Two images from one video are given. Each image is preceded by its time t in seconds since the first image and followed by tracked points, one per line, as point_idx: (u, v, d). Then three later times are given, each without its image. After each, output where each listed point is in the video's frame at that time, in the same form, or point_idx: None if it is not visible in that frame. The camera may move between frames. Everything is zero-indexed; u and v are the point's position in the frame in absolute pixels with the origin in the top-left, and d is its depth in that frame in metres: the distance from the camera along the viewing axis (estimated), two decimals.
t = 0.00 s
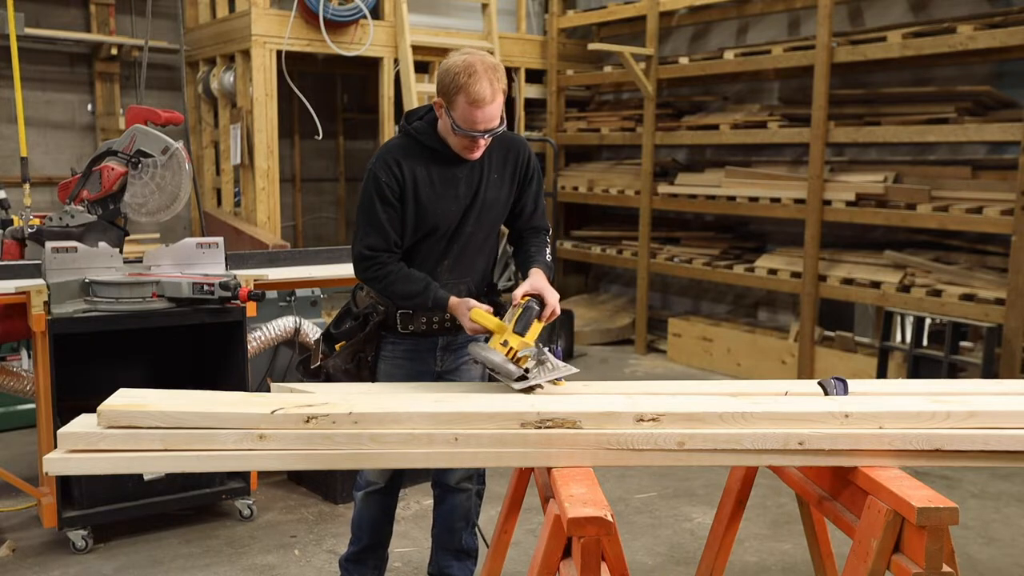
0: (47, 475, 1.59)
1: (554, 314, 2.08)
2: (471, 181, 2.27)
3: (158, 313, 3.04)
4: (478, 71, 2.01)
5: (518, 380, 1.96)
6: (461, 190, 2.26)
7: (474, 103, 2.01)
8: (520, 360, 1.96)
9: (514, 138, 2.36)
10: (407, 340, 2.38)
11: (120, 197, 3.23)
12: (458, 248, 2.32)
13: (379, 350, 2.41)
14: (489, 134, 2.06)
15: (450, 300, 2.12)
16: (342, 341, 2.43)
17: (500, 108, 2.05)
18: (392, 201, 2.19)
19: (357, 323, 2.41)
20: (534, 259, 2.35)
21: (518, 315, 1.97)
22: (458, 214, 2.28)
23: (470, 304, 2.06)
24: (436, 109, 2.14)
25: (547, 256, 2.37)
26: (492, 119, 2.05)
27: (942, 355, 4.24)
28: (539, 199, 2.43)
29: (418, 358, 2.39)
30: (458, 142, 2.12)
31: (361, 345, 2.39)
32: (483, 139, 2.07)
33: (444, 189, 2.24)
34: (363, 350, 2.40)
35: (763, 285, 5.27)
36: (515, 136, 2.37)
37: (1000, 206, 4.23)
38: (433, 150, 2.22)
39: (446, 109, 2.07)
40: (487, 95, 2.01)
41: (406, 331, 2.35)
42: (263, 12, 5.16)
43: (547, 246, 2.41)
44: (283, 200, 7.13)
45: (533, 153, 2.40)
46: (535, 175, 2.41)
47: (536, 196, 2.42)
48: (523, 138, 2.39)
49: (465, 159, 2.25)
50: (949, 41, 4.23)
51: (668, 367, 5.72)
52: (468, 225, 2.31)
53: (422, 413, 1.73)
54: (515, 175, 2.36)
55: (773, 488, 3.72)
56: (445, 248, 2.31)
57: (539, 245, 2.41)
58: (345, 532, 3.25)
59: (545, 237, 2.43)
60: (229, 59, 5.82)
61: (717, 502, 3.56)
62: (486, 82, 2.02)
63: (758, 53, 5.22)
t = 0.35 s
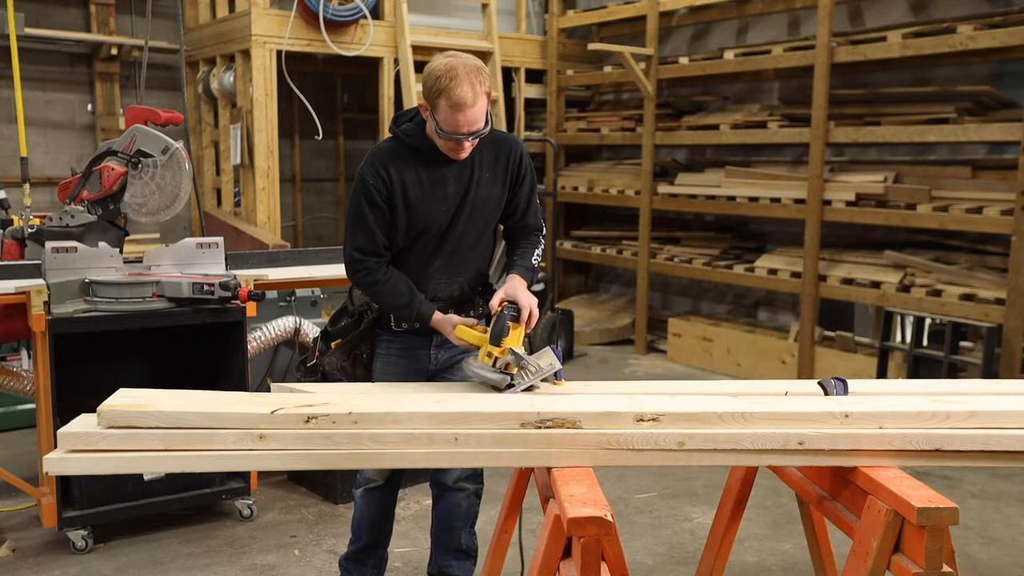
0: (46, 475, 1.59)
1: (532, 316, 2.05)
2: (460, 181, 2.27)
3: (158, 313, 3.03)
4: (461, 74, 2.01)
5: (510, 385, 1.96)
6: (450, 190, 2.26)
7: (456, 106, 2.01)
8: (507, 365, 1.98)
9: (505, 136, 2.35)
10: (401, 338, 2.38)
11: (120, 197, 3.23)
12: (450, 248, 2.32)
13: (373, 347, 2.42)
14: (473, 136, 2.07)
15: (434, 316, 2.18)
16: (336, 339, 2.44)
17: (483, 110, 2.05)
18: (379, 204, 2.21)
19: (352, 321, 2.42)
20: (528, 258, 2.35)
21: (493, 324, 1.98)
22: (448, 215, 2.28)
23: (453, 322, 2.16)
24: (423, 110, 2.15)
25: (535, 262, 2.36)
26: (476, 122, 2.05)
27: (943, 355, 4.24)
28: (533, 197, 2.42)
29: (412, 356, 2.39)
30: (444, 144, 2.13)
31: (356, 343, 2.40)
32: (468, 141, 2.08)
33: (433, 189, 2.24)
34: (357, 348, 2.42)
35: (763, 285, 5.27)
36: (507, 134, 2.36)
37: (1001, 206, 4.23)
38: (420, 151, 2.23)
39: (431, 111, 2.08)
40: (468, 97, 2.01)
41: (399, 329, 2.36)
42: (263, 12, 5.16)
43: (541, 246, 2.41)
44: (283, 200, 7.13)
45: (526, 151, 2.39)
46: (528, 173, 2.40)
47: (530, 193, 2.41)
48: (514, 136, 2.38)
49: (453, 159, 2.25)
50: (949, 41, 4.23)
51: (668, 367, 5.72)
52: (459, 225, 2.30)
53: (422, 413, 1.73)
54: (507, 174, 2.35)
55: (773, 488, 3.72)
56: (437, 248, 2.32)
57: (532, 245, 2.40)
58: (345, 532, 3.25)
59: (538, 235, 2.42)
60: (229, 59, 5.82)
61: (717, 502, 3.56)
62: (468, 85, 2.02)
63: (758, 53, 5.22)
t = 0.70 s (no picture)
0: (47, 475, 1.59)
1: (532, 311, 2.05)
2: (459, 179, 2.27)
3: (158, 313, 3.03)
4: (453, 71, 2.01)
5: (509, 387, 1.96)
6: (448, 188, 2.27)
7: (446, 102, 2.02)
8: (507, 365, 1.98)
9: (506, 137, 2.36)
10: (394, 333, 2.38)
11: (120, 197, 3.23)
12: (448, 246, 2.32)
13: (368, 342, 2.44)
14: (462, 134, 2.07)
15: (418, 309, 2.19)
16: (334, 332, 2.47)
17: (474, 108, 2.05)
18: (375, 198, 2.23)
19: (348, 314, 2.45)
20: (524, 257, 2.34)
21: (493, 324, 1.97)
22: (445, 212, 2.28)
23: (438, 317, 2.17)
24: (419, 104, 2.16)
25: (534, 261, 2.36)
26: (465, 119, 2.05)
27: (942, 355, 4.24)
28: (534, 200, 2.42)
29: (407, 353, 2.38)
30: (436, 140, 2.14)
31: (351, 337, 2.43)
32: (458, 138, 2.08)
33: (430, 186, 2.25)
34: (353, 342, 2.45)
35: (763, 285, 5.27)
36: (507, 136, 2.36)
37: (1000, 206, 4.23)
38: (419, 148, 2.24)
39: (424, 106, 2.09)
40: (459, 95, 2.02)
41: (393, 324, 2.36)
42: (263, 12, 5.16)
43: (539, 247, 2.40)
44: (283, 200, 7.13)
45: (527, 154, 2.38)
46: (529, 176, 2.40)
47: (530, 196, 2.41)
48: (517, 139, 2.38)
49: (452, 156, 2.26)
50: (949, 41, 4.23)
51: (668, 367, 5.72)
52: (458, 223, 2.30)
53: (422, 413, 1.73)
54: (508, 176, 2.35)
55: (773, 488, 3.72)
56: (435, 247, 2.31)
57: (531, 247, 2.40)
58: (345, 532, 3.25)
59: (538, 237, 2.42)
60: (229, 59, 5.82)
61: (717, 502, 3.56)
62: (459, 82, 2.02)
63: (758, 53, 5.22)
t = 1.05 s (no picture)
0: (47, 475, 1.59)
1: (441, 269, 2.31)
2: (423, 170, 2.44)
3: (158, 312, 3.04)
4: (413, 58, 2.24)
5: (508, 387, 1.95)
6: (410, 175, 2.44)
7: (405, 84, 2.23)
8: (507, 365, 1.98)
9: (481, 138, 2.49)
10: (376, 331, 2.53)
11: (120, 197, 3.22)
12: (409, 232, 2.45)
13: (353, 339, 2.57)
14: (422, 116, 2.26)
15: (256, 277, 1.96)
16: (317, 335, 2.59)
17: (431, 91, 2.25)
18: (341, 178, 2.53)
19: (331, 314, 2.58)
20: (485, 247, 2.42)
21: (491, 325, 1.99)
22: (407, 198, 2.44)
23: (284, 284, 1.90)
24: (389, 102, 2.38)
25: (496, 253, 2.43)
26: (423, 101, 2.25)
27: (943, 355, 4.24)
28: (506, 200, 2.51)
29: (387, 348, 2.53)
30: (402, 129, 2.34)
31: (339, 338, 2.50)
32: (419, 121, 2.27)
33: (393, 173, 2.44)
34: (341, 343, 2.51)
35: (763, 285, 5.27)
36: (485, 137, 2.50)
37: (1001, 206, 4.23)
38: (387, 139, 2.46)
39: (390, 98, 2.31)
40: (421, 78, 2.23)
41: (373, 321, 2.50)
42: (263, 12, 5.16)
43: (508, 245, 2.47)
44: (283, 200, 7.13)
45: (501, 156, 2.50)
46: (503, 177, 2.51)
47: (503, 195, 2.51)
48: (492, 140, 2.51)
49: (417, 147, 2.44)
50: (950, 41, 4.23)
51: (668, 367, 5.72)
52: (419, 210, 2.45)
53: (422, 413, 1.73)
54: (476, 172, 2.48)
55: (773, 488, 3.72)
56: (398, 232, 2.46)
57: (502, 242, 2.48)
58: (345, 532, 3.25)
59: (511, 236, 2.51)
60: (229, 59, 5.82)
61: (717, 502, 3.56)
62: (417, 68, 2.24)
63: (758, 53, 5.22)
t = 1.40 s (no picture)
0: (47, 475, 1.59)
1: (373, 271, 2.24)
2: (377, 166, 2.49)
3: (158, 312, 3.04)
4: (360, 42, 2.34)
5: (507, 386, 1.95)
6: (366, 175, 2.50)
7: (355, 64, 2.31)
8: (507, 365, 1.99)
9: (435, 133, 2.50)
10: (356, 323, 2.59)
11: (120, 197, 3.22)
12: (372, 230, 2.52)
13: (337, 330, 2.64)
14: (375, 92, 2.34)
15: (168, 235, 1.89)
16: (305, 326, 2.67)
17: (382, 69, 2.33)
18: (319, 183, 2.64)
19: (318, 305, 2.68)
20: (431, 246, 2.38)
21: (491, 326, 1.99)
22: (365, 197, 2.51)
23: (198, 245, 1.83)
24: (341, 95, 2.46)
25: (443, 250, 2.39)
26: (374, 78, 2.32)
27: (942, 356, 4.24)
28: (457, 191, 2.46)
29: (365, 341, 2.58)
30: (357, 116, 2.40)
31: (321, 328, 2.62)
32: (372, 99, 2.35)
33: (353, 174, 2.53)
34: (324, 332, 2.63)
35: (763, 285, 5.27)
36: (440, 132, 2.50)
37: (1001, 206, 4.23)
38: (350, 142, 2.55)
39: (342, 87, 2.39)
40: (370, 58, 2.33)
41: (351, 314, 2.56)
42: (263, 12, 5.16)
43: (458, 240, 2.42)
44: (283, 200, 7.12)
45: (454, 149, 2.48)
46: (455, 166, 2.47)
47: (457, 188, 2.46)
48: (447, 134, 2.50)
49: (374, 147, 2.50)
50: (950, 41, 4.23)
51: (668, 367, 5.73)
52: (377, 208, 2.50)
53: (422, 413, 1.73)
54: (427, 164, 2.47)
55: (773, 488, 3.72)
56: (362, 229, 2.53)
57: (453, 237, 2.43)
58: (346, 532, 3.25)
59: (464, 230, 2.45)
60: (229, 59, 5.82)
61: (717, 502, 3.56)
62: (365, 48, 2.33)
63: (758, 53, 5.22)
